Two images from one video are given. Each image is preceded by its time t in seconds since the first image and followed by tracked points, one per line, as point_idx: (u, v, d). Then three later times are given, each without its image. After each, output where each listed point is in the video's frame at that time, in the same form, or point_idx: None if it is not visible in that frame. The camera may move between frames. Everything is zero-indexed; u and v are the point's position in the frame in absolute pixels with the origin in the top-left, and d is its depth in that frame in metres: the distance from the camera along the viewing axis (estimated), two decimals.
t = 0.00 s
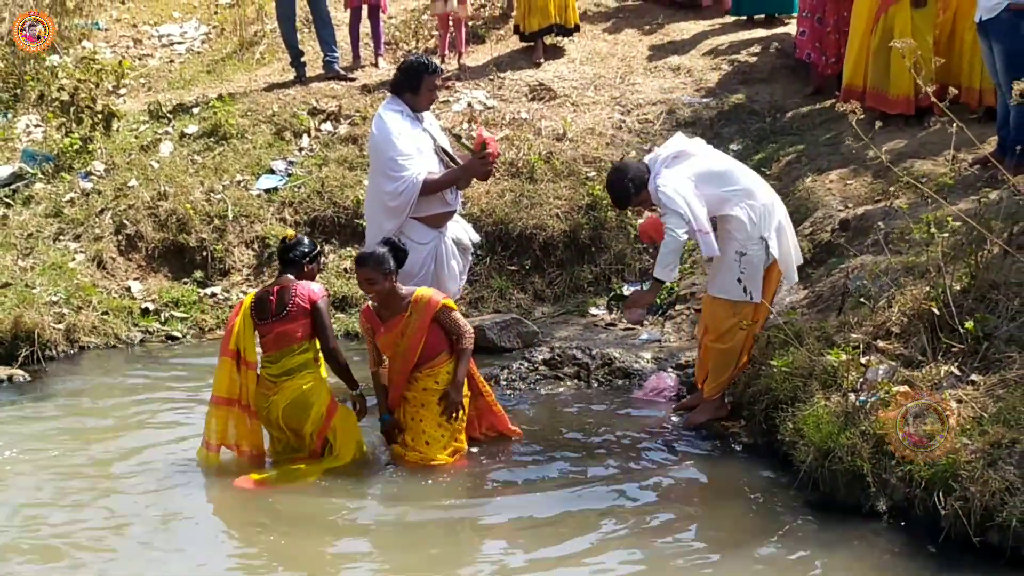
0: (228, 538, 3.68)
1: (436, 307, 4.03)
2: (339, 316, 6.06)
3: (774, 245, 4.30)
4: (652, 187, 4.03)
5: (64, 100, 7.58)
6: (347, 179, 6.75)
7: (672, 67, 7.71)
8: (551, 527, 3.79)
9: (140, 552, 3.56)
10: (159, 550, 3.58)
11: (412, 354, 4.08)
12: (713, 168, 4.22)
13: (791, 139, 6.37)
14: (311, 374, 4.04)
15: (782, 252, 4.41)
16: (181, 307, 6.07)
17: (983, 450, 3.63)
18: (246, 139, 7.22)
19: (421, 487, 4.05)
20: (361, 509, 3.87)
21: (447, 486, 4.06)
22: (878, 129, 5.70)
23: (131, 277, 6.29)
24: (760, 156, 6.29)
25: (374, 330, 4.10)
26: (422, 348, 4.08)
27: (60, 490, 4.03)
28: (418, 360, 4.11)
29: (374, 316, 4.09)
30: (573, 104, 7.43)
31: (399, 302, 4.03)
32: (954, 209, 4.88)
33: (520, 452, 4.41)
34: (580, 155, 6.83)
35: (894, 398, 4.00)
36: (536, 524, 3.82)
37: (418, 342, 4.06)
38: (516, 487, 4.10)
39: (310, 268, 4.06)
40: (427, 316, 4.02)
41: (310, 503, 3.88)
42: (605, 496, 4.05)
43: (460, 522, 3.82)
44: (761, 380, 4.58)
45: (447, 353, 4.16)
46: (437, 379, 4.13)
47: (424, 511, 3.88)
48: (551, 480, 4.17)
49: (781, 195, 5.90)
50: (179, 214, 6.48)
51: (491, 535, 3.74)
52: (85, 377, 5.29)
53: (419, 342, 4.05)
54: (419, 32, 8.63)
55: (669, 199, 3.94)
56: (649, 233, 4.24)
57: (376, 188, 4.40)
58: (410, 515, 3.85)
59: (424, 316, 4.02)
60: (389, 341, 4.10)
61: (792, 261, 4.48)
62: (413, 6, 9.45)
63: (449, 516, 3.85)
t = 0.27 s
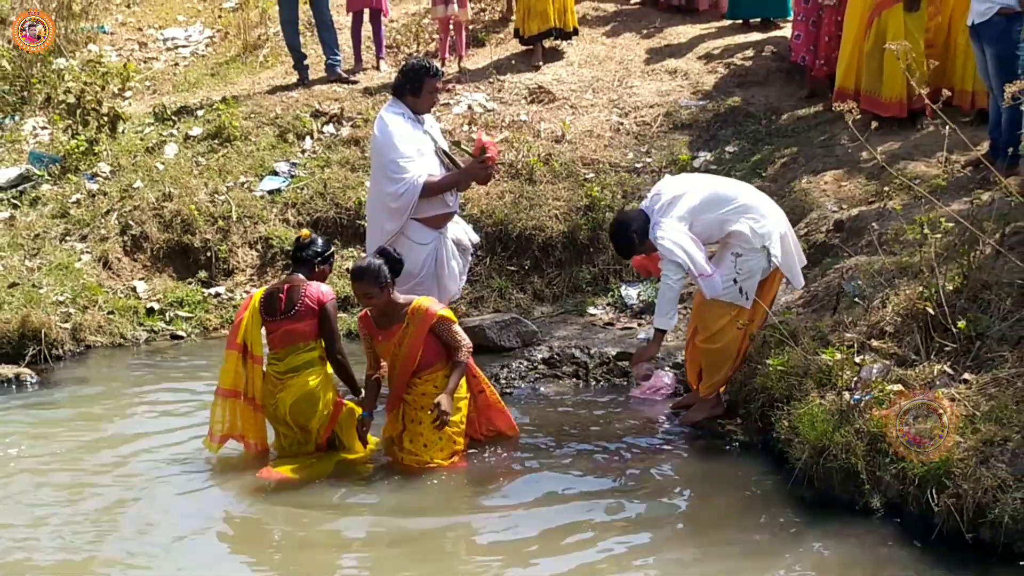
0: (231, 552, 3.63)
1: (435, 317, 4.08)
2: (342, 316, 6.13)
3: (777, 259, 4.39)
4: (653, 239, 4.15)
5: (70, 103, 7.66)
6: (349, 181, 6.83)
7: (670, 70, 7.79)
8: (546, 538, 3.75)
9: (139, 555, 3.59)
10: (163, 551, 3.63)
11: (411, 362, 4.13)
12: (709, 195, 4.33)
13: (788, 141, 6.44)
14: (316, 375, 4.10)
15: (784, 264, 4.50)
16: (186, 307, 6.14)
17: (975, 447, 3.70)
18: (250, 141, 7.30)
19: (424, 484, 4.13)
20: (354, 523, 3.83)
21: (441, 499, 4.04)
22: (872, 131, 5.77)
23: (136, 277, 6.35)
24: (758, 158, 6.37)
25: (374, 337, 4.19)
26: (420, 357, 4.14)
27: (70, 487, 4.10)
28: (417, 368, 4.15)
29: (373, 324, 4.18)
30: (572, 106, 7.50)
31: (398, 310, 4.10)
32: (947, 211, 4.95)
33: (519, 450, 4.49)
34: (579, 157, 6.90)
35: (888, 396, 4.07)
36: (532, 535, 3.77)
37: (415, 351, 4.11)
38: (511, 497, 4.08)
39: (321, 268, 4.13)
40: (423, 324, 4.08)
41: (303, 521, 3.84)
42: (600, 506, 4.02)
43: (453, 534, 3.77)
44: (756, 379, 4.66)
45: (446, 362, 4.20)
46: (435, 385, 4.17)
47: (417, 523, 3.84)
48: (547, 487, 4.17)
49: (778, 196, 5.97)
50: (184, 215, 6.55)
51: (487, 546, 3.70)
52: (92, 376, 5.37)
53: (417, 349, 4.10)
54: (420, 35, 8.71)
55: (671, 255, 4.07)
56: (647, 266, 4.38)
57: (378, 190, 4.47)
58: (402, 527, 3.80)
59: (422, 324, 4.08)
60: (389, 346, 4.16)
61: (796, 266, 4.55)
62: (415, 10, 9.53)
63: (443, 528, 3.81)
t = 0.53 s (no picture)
0: (226, 556, 3.57)
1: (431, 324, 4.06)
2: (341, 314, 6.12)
3: (785, 275, 4.36)
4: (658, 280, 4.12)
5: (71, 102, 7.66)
6: (349, 180, 6.83)
7: (669, 69, 7.79)
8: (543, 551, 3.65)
9: (136, 561, 3.53)
10: (161, 551, 3.61)
11: (408, 367, 4.13)
12: (710, 225, 4.34)
13: (787, 140, 6.44)
14: (328, 374, 4.10)
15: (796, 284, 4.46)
16: (185, 306, 6.14)
17: (976, 446, 3.70)
18: (250, 140, 7.30)
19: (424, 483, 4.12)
20: (346, 534, 3.72)
21: (434, 506, 3.94)
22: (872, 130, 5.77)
23: (136, 276, 6.35)
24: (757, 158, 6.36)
25: (371, 342, 4.17)
26: (418, 361, 4.13)
27: (69, 485, 4.10)
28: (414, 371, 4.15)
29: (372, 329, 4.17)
30: (571, 105, 7.50)
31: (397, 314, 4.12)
32: (947, 210, 4.95)
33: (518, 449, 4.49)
34: (578, 156, 6.90)
35: (887, 395, 4.07)
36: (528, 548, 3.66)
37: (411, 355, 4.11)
38: (506, 505, 3.98)
39: (336, 265, 4.15)
40: (420, 332, 4.06)
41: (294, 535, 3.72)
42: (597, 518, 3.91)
43: (447, 547, 3.66)
44: (756, 379, 4.66)
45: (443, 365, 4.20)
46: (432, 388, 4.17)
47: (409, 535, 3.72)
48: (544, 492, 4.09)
49: (777, 195, 5.97)
50: (183, 215, 6.55)
51: (482, 552, 3.64)
52: (92, 374, 5.37)
53: (414, 355, 4.09)
54: (420, 34, 8.70)
55: (678, 295, 4.07)
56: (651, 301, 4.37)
57: (378, 192, 4.47)
58: (394, 540, 3.69)
59: (418, 330, 4.06)
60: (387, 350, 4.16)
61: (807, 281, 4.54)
62: (414, 9, 9.53)
63: (439, 533, 3.75)
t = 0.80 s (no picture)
0: (234, 540, 3.72)
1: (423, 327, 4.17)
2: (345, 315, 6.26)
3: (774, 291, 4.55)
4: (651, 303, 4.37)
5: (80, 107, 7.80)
6: (352, 183, 6.97)
7: (665, 75, 7.93)
8: (544, 545, 3.72)
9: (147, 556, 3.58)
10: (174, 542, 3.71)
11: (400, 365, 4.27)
12: (704, 244, 4.52)
13: (781, 144, 6.58)
14: (353, 371, 4.40)
15: (785, 299, 4.65)
16: (193, 306, 6.28)
17: (962, 442, 3.83)
18: (255, 145, 7.44)
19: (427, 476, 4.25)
20: (350, 521, 3.86)
21: (432, 501, 4.02)
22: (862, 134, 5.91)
23: (145, 277, 6.49)
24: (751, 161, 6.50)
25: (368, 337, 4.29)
26: (408, 362, 4.27)
27: (85, 478, 4.24)
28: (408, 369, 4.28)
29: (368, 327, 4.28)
30: (569, 110, 7.64)
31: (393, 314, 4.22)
32: (935, 213, 5.09)
33: (518, 445, 4.62)
34: (577, 160, 7.05)
35: (876, 393, 4.20)
36: (528, 553, 3.66)
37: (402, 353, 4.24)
38: (507, 496, 4.11)
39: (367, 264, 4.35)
40: (411, 334, 4.18)
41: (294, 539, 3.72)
42: (601, 523, 3.93)
43: (447, 532, 3.80)
44: (749, 377, 4.79)
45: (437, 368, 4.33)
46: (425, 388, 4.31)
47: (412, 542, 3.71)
48: (542, 491, 4.16)
49: (770, 198, 6.11)
50: (191, 217, 6.68)
51: (481, 537, 3.77)
52: (104, 373, 5.51)
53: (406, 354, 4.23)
54: (421, 41, 8.85)
55: (663, 321, 4.30)
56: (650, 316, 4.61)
57: (379, 195, 4.61)
58: (394, 544, 3.68)
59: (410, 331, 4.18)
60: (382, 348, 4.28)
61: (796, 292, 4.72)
62: (416, 16, 9.68)
63: (440, 520, 3.88)
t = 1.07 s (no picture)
0: (231, 539, 3.73)
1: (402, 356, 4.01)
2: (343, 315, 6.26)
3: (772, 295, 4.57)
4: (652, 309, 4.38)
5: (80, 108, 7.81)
6: (351, 184, 6.97)
7: (663, 75, 7.93)
8: (541, 545, 3.72)
9: (135, 563, 3.54)
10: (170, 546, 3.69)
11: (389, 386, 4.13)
12: (703, 249, 4.52)
13: (780, 145, 6.58)
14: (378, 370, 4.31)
15: (781, 302, 4.67)
16: (192, 306, 6.28)
17: (961, 442, 3.83)
18: (255, 145, 7.44)
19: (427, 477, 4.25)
20: (348, 521, 3.86)
21: (430, 502, 4.02)
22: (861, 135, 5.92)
23: (144, 277, 6.49)
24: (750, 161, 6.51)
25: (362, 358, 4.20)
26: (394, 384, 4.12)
27: (84, 478, 4.24)
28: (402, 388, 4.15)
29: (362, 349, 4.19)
30: (568, 110, 7.65)
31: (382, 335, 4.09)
32: (933, 213, 5.09)
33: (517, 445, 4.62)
34: (576, 161, 7.05)
35: (875, 395, 4.20)
36: (505, 572, 3.52)
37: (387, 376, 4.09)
38: (505, 497, 4.12)
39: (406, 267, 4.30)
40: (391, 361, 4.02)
41: (268, 555, 3.61)
42: (594, 538, 3.82)
43: (443, 531, 3.81)
44: (748, 377, 4.79)
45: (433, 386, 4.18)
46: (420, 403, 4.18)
47: (390, 559, 3.58)
48: (541, 493, 4.17)
49: (769, 198, 6.11)
50: (190, 217, 6.68)
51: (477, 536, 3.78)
52: (103, 374, 5.51)
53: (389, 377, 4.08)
54: (420, 41, 8.85)
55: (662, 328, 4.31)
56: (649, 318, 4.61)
57: (379, 195, 4.61)
58: (381, 554, 3.62)
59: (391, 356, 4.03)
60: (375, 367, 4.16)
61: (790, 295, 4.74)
62: (415, 16, 9.68)
63: (439, 520, 3.89)
